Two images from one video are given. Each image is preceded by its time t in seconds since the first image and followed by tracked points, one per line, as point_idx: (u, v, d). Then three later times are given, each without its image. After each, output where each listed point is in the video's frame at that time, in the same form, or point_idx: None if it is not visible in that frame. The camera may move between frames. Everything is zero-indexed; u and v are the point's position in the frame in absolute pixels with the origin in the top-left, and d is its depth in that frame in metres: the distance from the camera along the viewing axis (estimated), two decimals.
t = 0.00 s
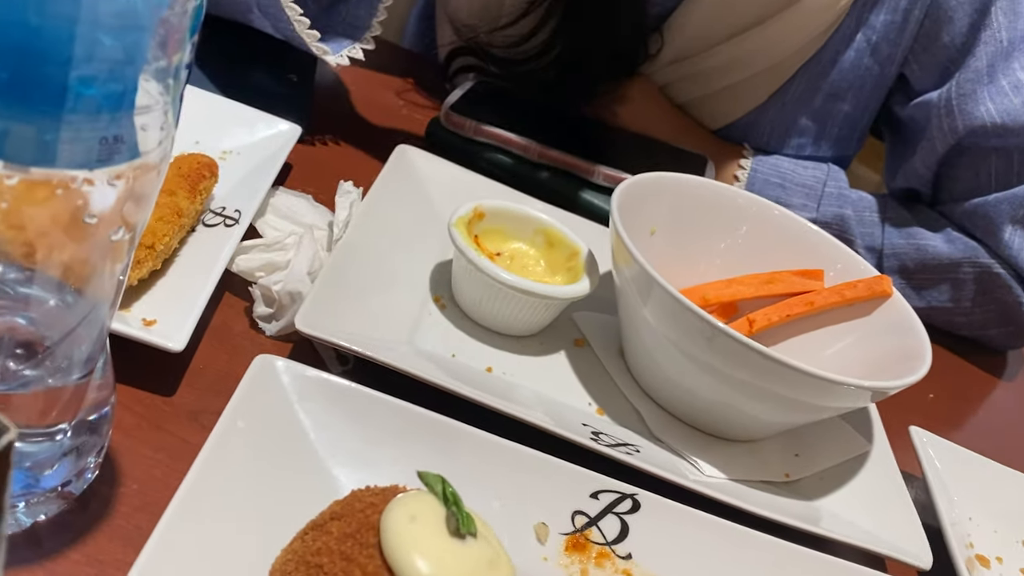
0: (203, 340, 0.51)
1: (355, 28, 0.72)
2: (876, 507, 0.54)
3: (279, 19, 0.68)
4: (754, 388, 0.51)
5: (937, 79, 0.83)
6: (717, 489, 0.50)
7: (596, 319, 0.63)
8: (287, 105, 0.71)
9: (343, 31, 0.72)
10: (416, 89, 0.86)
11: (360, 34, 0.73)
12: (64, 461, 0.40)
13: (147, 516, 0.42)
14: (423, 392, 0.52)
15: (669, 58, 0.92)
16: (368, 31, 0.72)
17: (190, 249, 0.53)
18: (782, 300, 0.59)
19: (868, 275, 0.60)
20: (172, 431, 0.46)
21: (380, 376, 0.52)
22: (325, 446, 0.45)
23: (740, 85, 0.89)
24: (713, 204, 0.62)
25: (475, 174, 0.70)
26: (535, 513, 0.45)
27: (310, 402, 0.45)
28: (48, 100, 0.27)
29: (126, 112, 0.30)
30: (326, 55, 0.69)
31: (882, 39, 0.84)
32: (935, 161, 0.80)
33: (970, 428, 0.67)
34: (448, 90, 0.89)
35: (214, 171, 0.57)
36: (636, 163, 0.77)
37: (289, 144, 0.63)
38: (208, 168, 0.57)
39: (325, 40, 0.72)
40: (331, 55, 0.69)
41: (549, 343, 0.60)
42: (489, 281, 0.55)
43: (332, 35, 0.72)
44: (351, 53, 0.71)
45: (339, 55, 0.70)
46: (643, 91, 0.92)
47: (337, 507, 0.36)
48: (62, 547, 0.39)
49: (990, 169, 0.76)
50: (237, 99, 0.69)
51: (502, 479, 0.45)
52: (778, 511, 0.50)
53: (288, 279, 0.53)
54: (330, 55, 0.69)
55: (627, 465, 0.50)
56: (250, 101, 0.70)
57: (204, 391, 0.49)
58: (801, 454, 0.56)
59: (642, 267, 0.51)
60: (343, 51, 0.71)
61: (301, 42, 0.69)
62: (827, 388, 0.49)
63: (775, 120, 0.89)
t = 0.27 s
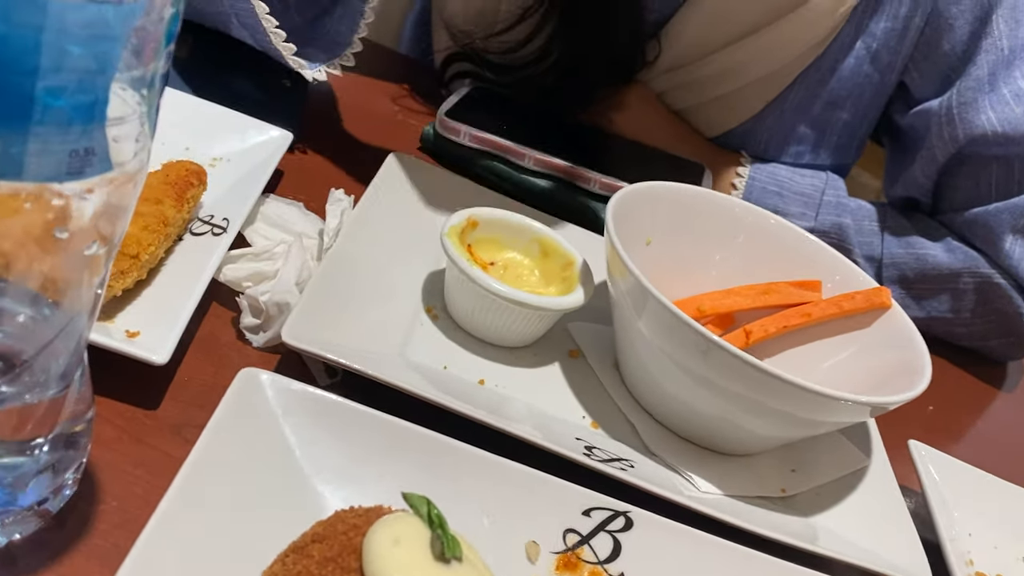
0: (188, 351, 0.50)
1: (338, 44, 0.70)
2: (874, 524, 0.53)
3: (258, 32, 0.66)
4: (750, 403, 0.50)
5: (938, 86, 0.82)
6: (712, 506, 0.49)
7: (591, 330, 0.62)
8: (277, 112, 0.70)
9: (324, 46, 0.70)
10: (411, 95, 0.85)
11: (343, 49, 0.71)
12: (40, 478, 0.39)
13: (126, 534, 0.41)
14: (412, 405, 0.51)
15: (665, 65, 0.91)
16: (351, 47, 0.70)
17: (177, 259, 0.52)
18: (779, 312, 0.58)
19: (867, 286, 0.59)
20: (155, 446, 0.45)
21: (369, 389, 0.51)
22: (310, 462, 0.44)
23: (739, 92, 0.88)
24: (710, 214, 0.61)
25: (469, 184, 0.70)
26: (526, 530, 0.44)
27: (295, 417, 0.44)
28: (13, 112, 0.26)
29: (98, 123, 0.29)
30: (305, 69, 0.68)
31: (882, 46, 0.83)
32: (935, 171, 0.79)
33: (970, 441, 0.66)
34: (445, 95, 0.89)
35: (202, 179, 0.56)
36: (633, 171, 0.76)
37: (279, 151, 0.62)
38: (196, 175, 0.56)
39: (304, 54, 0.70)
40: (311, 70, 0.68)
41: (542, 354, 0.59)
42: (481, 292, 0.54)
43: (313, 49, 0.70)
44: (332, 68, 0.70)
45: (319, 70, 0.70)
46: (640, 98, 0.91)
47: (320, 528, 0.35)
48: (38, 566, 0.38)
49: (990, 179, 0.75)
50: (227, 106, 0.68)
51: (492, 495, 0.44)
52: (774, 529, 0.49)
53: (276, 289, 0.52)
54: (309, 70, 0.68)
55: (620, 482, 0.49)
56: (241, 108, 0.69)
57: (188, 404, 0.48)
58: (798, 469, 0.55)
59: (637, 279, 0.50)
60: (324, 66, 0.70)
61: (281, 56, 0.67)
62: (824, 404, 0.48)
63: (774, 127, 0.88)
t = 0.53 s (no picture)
0: (182, 350, 0.50)
1: (323, 63, 0.71)
2: (865, 525, 0.53)
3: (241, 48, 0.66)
4: (742, 403, 0.50)
5: (933, 88, 0.82)
6: (703, 506, 0.49)
7: (585, 331, 0.62)
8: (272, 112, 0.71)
9: (309, 65, 0.71)
10: (407, 95, 0.85)
11: (326, 69, 0.72)
12: (33, 477, 0.39)
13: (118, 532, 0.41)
14: (405, 405, 0.51)
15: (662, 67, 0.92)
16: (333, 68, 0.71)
17: (171, 258, 0.52)
18: (772, 314, 0.58)
19: (859, 288, 0.59)
20: (147, 444, 0.45)
21: (362, 389, 0.52)
22: (303, 461, 0.44)
23: (737, 92, 0.88)
24: (703, 215, 0.61)
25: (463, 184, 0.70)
26: (517, 530, 0.44)
27: (288, 416, 0.44)
28: (9, 112, 0.27)
29: (92, 124, 0.29)
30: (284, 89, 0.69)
31: (877, 48, 0.84)
32: (930, 173, 0.79)
33: (962, 443, 0.67)
34: (440, 97, 0.88)
35: (197, 179, 0.56)
36: (628, 172, 0.76)
37: (276, 151, 0.62)
38: (191, 175, 0.56)
39: (288, 72, 0.70)
40: (290, 90, 0.69)
41: (536, 355, 0.59)
42: (475, 293, 0.55)
43: (297, 67, 0.71)
44: (311, 88, 0.72)
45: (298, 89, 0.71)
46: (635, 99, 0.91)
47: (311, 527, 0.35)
48: (31, 563, 0.39)
49: (985, 181, 0.75)
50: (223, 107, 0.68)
51: (483, 495, 0.45)
52: (765, 529, 0.49)
53: (271, 289, 0.52)
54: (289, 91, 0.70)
55: (612, 482, 0.49)
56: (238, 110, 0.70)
57: (181, 403, 0.48)
58: (790, 470, 0.55)
59: (630, 280, 0.51)
60: (304, 86, 0.71)
61: (261, 73, 0.67)
62: (814, 405, 0.48)
63: (769, 127, 0.88)
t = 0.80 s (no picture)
0: (190, 344, 0.50)
1: (323, 72, 0.69)
2: (879, 524, 0.52)
3: (240, 55, 0.65)
4: (756, 401, 0.49)
5: (944, 86, 0.81)
6: (717, 505, 0.49)
7: (596, 327, 0.61)
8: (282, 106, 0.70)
9: (309, 74, 0.69)
10: (414, 91, 0.84)
11: (326, 78, 0.70)
12: (41, 470, 0.38)
13: (126, 527, 0.40)
14: (416, 401, 0.50)
15: (671, 62, 0.92)
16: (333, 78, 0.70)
17: (179, 251, 0.52)
18: (785, 311, 0.57)
19: (873, 286, 0.59)
20: (155, 439, 0.44)
21: (373, 384, 0.51)
22: (314, 457, 0.43)
23: (746, 88, 0.88)
24: (716, 212, 0.61)
25: (474, 179, 0.70)
26: (531, 528, 0.44)
27: (299, 410, 0.44)
28: (23, 93, 0.26)
29: (106, 107, 0.29)
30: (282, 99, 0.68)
31: (888, 45, 0.84)
32: (941, 170, 0.79)
33: (974, 444, 0.66)
34: (447, 91, 0.87)
35: (205, 171, 0.56)
36: (638, 169, 0.75)
37: (282, 144, 0.62)
38: (199, 167, 0.55)
39: (288, 80, 0.68)
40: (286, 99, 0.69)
41: (546, 351, 0.59)
42: (485, 288, 0.54)
43: (297, 75, 0.69)
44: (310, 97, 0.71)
45: (297, 97, 0.70)
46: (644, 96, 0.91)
47: (326, 522, 0.34)
48: (37, 559, 0.38)
49: (997, 179, 0.75)
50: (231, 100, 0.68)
51: (497, 492, 0.44)
52: (780, 528, 0.49)
53: (280, 282, 0.51)
54: (288, 99, 0.69)
55: (626, 479, 0.48)
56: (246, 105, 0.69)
57: (189, 397, 0.47)
58: (803, 469, 0.55)
59: (644, 275, 0.50)
60: (303, 95, 0.70)
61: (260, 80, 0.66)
62: (830, 402, 0.48)
63: (778, 126, 0.89)
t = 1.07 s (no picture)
0: (196, 336, 0.49)
1: (328, 63, 0.69)
2: (887, 521, 0.52)
3: (245, 45, 0.64)
4: (766, 397, 0.49)
5: (952, 84, 0.81)
6: (727, 500, 0.48)
7: (602, 323, 0.61)
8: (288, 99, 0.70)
9: (315, 66, 0.69)
10: (419, 86, 0.84)
11: (331, 69, 0.70)
12: (48, 461, 0.38)
13: (132, 520, 0.40)
14: (424, 394, 0.50)
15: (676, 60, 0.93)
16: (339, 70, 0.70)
17: (185, 242, 0.51)
18: (793, 307, 0.57)
19: (881, 282, 0.59)
20: (162, 431, 0.44)
21: (381, 377, 0.51)
22: (323, 450, 0.43)
23: (755, 83, 0.88)
24: (724, 207, 0.61)
25: (482, 174, 0.70)
26: (540, 522, 0.43)
27: (308, 403, 0.43)
28: (37, 73, 0.26)
29: (121, 89, 0.28)
30: (288, 90, 0.67)
31: (894, 42, 0.84)
32: (948, 169, 0.79)
33: (981, 442, 0.66)
34: (452, 86, 0.87)
35: (211, 163, 0.55)
36: (644, 165, 0.75)
37: (287, 138, 0.61)
38: (205, 159, 0.55)
39: (293, 72, 0.68)
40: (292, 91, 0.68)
41: (553, 346, 0.58)
42: (494, 282, 0.54)
43: (302, 66, 0.68)
44: (315, 89, 0.70)
45: (302, 89, 0.70)
46: (650, 93, 0.91)
47: (337, 514, 0.34)
48: (44, 550, 0.37)
49: (1003, 177, 0.75)
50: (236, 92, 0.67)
51: (506, 486, 0.44)
52: (789, 524, 0.48)
53: (287, 275, 0.51)
54: (292, 90, 0.68)
55: (635, 474, 0.48)
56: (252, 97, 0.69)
57: (196, 389, 0.47)
58: (811, 466, 0.55)
59: (653, 269, 0.50)
60: (308, 87, 0.69)
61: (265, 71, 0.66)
62: (840, 398, 0.47)
63: (784, 123, 0.89)
